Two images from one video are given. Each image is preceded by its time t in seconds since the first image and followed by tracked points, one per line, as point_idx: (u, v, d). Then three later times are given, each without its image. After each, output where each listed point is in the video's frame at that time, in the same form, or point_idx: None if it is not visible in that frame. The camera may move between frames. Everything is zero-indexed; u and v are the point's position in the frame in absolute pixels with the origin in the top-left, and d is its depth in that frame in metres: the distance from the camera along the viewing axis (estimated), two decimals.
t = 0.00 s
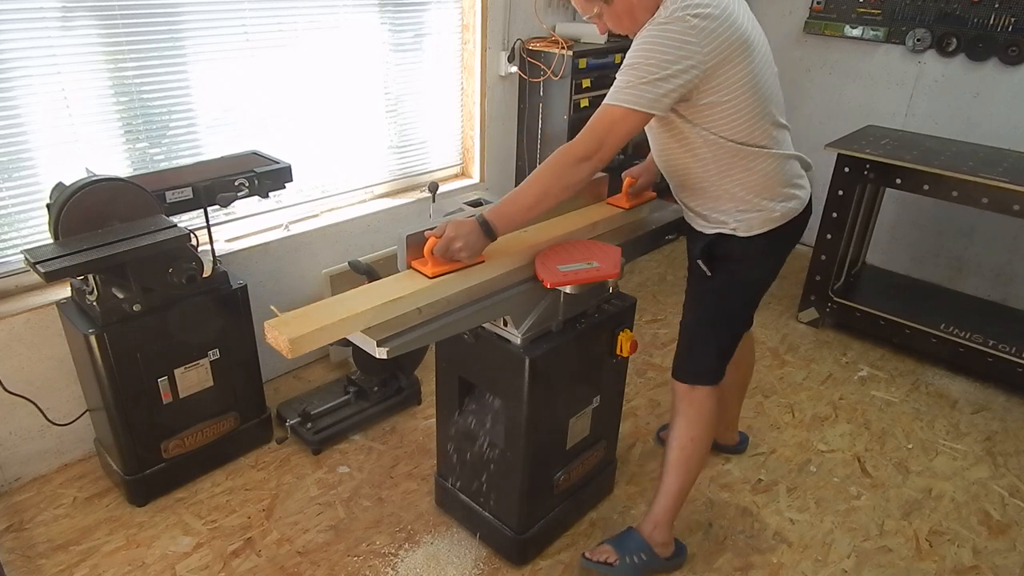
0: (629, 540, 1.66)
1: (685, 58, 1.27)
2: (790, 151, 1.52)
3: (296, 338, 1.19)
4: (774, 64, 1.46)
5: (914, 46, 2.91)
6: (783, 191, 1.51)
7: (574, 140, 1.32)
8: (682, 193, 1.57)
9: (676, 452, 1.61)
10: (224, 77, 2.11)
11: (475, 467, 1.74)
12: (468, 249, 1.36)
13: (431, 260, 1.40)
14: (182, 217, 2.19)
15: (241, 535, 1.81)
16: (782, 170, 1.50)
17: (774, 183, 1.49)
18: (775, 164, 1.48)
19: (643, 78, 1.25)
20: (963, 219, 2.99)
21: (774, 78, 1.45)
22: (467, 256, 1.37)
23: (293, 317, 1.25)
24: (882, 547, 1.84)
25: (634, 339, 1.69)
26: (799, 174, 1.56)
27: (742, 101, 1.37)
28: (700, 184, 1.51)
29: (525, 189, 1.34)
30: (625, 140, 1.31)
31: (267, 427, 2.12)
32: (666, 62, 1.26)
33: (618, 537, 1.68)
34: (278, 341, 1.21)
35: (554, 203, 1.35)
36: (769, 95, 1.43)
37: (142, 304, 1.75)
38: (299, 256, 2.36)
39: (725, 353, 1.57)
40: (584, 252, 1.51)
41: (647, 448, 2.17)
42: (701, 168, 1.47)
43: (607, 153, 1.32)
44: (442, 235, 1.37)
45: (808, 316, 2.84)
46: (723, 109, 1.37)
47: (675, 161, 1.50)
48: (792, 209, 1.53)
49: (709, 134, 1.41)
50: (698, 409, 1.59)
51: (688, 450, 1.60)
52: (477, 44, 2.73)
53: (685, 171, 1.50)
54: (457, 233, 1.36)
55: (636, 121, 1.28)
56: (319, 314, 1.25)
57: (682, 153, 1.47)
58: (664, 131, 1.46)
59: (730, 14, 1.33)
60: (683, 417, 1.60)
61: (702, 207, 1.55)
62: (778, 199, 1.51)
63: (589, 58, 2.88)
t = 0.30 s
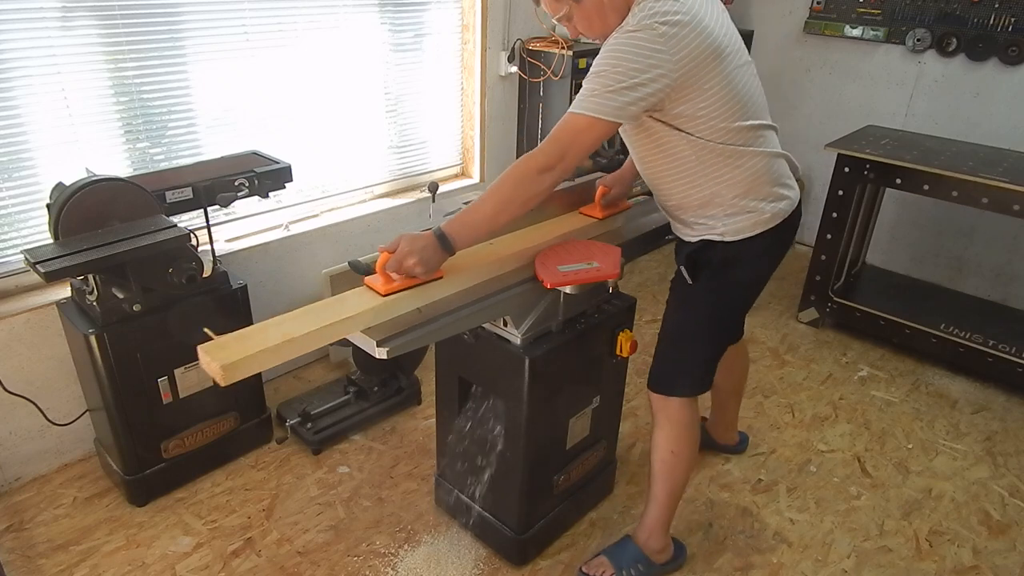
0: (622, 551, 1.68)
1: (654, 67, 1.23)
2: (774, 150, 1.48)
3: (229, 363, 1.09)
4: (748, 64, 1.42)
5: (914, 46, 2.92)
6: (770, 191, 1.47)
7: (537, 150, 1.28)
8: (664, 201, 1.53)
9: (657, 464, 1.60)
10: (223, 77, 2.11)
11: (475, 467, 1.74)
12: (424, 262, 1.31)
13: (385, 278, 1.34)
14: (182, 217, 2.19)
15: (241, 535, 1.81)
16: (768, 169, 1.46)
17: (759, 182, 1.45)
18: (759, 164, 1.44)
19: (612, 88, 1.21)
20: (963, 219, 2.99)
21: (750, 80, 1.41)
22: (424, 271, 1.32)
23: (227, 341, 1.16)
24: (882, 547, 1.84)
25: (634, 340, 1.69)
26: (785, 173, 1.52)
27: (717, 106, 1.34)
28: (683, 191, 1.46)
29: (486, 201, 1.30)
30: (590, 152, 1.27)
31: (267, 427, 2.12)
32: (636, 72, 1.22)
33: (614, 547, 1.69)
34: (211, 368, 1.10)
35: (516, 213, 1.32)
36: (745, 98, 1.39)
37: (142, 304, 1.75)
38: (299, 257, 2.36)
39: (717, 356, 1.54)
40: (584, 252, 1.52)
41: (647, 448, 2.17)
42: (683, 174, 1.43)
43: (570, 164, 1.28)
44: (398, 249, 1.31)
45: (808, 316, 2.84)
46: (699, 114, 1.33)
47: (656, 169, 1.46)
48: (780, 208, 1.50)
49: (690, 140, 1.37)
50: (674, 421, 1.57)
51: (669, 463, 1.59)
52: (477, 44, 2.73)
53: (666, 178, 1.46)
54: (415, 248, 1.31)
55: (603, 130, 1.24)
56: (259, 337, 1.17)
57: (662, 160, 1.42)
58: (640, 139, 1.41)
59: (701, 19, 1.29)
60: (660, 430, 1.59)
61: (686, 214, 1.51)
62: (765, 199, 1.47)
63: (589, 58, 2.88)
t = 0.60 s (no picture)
0: (621, 551, 1.68)
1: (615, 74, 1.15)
2: (751, 153, 1.40)
3: (137, 399, 1.01)
4: (718, 65, 1.33)
5: (914, 46, 2.92)
6: (749, 197, 1.40)
7: (487, 162, 1.21)
8: (638, 210, 1.45)
9: (648, 476, 1.60)
10: (223, 77, 2.11)
11: (475, 466, 1.74)
12: (362, 284, 1.23)
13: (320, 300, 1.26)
14: (182, 217, 2.20)
15: (241, 535, 1.81)
16: (746, 174, 1.38)
17: (738, 188, 1.37)
18: (736, 168, 1.36)
19: (569, 98, 1.13)
20: (962, 219, 2.99)
21: (721, 82, 1.33)
22: (363, 294, 1.24)
23: (137, 374, 1.07)
24: (882, 547, 1.84)
25: (634, 340, 1.69)
26: (765, 176, 1.45)
27: (687, 110, 1.26)
28: (657, 201, 1.38)
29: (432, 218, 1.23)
30: (544, 166, 1.21)
31: (267, 427, 2.12)
32: (595, 81, 1.14)
33: (613, 548, 1.70)
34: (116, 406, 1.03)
35: (466, 228, 1.25)
36: (717, 100, 1.31)
37: (142, 304, 1.75)
38: (299, 256, 2.36)
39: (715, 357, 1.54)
40: (584, 252, 1.52)
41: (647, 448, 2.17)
42: (656, 183, 1.35)
43: (523, 178, 1.22)
44: (336, 271, 1.23)
45: (808, 316, 2.84)
46: (669, 120, 1.25)
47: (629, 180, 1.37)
48: (761, 215, 1.42)
49: (662, 147, 1.29)
50: (661, 435, 1.55)
51: (660, 475, 1.58)
52: (477, 44, 2.73)
53: (638, 187, 1.38)
54: (354, 270, 1.23)
55: (558, 144, 1.17)
56: (175, 368, 1.09)
57: (633, 168, 1.34)
58: (608, 147, 1.33)
59: (665, 20, 1.21)
60: (648, 444, 1.58)
61: (663, 224, 1.43)
62: (745, 204, 1.40)
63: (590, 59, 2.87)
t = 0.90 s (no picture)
0: (621, 551, 1.68)
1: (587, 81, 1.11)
2: (739, 165, 1.35)
3: (62, 429, 0.99)
4: (705, 72, 1.28)
5: (914, 46, 2.92)
6: (735, 213, 1.35)
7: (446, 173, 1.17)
8: (619, 224, 1.41)
9: (644, 489, 1.61)
10: (223, 77, 2.11)
11: (475, 467, 1.74)
12: (310, 302, 1.18)
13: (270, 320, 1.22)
14: (182, 217, 2.20)
15: (241, 535, 1.81)
16: (732, 188, 1.33)
17: (723, 203, 1.33)
18: (722, 183, 1.31)
19: (535, 106, 1.09)
20: (962, 220, 2.99)
21: (708, 88, 1.27)
22: (313, 313, 1.19)
23: (72, 398, 1.05)
24: (882, 547, 1.84)
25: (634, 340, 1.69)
26: (755, 189, 1.39)
27: (667, 120, 1.21)
28: (639, 215, 1.34)
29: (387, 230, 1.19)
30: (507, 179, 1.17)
31: (267, 427, 2.12)
32: (564, 87, 1.09)
33: (613, 546, 1.70)
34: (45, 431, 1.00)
35: (427, 239, 1.21)
36: (701, 108, 1.25)
37: (143, 304, 1.75)
38: (299, 256, 2.36)
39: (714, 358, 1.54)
40: (583, 252, 1.52)
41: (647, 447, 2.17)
42: (636, 197, 1.31)
43: (484, 190, 1.18)
44: (282, 289, 1.18)
45: (808, 316, 2.84)
46: (647, 131, 1.21)
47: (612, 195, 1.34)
48: (748, 231, 1.37)
49: (642, 160, 1.25)
50: (652, 451, 1.55)
51: (653, 488, 1.59)
52: (477, 44, 2.73)
53: (618, 201, 1.34)
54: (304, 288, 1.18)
55: (521, 156, 1.14)
56: (112, 392, 1.06)
57: (613, 182, 1.30)
58: (587, 158, 1.29)
59: (645, 22, 1.15)
60: (640, 459, 1.58)
61: (645, 239, 1.39)
62: (730, 220, 1.35)
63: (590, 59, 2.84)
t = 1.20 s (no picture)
0: (621, 553, 1.68)
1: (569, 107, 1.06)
2: (735, 185, 1.32)
3: (14, 448, 0.98)
4: (699, 91, 1.24)
5: (914, 46, 2.92)
6: (732, 234, 1.33)
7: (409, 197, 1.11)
8: (612, 248, 1.39)
9: (640, 500, 1.63)
10: (223, 77, 2.11)
11: (475, 467, 1.74)
12: (236, 317, 1.10)
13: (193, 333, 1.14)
14: (183, 217, 2.20)
15: (241, 535, 1.81)
16: (728, 210, 1.31)
17: (718, 226, 1.30)
18: (718, 206, 1.29)
19: (514, 132, 1.05)
20: (962, 220, 2.99)
21: (702, 108, 1.23)
22: (235, 330, 1.10)
23: (30, 414, 1.04)
24: (882, 546, 1.84)
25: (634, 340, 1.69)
26: (753, 207, 1.36)
27: (658, 146, 1.18)
28: (631, 239, 1.33)
29: (340, 256, 1.12)
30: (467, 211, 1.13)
31: (267, 427, 2.12)
32: (545, 114, 1.05)
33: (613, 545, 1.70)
34: None
35: (382, 266, 1.15)
36: (694, 131, 1.22)
37: (142, 304, 1.75)
38: (299, 256, 2.36)
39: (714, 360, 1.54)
40: (583, 252, 1.52)
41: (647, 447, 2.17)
42: (626, 220, 1.29)
43: (446, 220, 1.12)
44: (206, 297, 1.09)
45: (808, 316, 2.84)
46: (639, 157, 1.18)
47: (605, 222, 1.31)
48: (745, 251, 1.35)
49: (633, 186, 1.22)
50: (648, 465, 1.56)
51: (650, 498, 1.60)
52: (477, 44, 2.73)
53: (610, 225, 1.32)
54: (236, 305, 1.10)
55: (489, 184, 1.09)
56: (72, 407, 1.05)
57: (604, 210, 1.28)
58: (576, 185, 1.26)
59: (632, 45, 1.10)
60: (635, 472, 1.59)
61: (638, 263, 1.37)
62: (726, 242, 1.33)
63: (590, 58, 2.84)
